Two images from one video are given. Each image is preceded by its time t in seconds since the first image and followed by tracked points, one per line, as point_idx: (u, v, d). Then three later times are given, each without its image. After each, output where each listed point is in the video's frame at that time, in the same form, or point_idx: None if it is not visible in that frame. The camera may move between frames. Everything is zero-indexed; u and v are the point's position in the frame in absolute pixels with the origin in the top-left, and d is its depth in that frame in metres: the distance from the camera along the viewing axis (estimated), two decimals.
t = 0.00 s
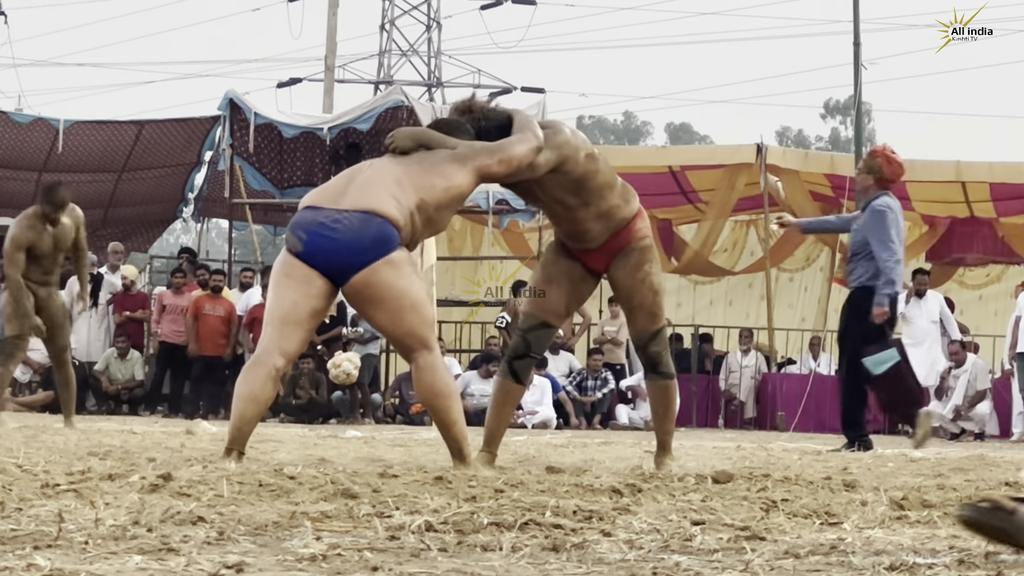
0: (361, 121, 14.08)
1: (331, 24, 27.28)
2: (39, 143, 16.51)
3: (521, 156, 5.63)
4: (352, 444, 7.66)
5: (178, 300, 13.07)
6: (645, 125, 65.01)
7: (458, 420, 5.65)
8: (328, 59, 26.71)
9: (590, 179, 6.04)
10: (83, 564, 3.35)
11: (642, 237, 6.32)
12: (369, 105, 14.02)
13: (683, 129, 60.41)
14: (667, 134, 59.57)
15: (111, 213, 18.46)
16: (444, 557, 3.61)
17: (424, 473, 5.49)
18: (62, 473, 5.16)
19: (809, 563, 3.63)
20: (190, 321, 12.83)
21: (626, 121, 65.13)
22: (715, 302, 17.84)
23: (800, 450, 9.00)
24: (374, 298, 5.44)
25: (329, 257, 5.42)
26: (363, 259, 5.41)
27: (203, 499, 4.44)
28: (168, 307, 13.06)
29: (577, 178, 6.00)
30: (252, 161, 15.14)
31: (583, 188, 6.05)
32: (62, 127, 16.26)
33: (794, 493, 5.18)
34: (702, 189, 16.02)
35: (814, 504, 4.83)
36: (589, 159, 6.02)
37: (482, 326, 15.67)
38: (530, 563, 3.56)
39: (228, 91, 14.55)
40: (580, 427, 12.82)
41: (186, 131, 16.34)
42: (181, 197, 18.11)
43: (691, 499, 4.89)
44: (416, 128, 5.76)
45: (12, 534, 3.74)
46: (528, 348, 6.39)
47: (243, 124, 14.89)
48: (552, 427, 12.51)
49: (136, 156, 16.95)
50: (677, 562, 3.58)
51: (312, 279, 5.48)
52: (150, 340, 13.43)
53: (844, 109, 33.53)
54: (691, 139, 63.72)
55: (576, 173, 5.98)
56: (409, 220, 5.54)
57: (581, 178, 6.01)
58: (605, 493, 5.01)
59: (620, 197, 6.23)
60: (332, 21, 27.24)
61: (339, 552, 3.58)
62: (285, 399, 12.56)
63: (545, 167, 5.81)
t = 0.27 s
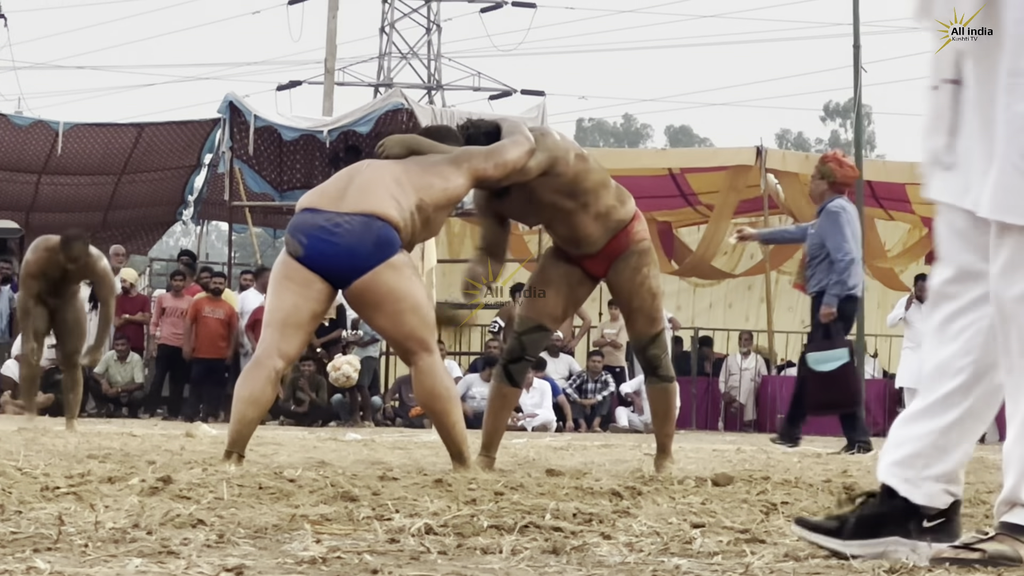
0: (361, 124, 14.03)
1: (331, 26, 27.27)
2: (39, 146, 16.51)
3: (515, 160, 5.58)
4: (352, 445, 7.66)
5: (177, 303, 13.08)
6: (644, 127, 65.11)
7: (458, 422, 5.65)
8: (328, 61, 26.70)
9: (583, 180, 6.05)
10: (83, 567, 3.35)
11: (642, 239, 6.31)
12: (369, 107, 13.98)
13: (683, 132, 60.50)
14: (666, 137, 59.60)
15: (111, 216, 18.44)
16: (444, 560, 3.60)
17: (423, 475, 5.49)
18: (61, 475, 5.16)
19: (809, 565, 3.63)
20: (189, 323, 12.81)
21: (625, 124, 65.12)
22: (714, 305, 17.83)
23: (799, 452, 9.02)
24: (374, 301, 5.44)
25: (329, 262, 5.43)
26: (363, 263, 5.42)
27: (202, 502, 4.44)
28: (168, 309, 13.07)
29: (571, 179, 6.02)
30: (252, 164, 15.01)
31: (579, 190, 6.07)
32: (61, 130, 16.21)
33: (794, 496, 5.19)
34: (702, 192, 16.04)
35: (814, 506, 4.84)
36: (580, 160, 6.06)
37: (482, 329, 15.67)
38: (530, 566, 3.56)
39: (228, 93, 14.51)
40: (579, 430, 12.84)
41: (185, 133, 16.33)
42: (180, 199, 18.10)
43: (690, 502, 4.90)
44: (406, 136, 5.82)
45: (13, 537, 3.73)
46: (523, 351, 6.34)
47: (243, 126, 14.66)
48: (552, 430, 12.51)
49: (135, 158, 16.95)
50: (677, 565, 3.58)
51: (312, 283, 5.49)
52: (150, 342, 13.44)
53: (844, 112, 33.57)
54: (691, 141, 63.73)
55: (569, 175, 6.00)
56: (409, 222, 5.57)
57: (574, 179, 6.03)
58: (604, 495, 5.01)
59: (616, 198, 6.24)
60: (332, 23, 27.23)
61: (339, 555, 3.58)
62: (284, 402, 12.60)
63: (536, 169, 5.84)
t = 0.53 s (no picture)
0: (361, 126, 14.04)
1: (331, 28, 27.28)
2: (39, 149, 16.54)
3: (510, 158, 5.71)
4: (352, 448, 7.66)
5: (178, 306, 13.04)
6: (644, 130, 65.11)
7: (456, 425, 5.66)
8: (328, 64, 26.73)
9: (580, 181, 6.06)
10: (83, 570, 3.35)
11: (641, 240, 6.31)
12: (369, 110, 13.99)
13: (683, 134, 60.54)
14: (665, 139, 59.62)
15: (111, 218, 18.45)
16: (445, 563, 3.61)
17: (423, 478, 5.49)
18: (62, 478, 5.16)
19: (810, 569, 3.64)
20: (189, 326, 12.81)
21: (626, 126, 65.13)
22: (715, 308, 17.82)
23: (799, 455, 9.04)
24: (373, 303, 5.45)
25: (329, 264, 5.43)
26: (363, 265, 5.43)
27: (203, 504, 4.44)
28: (168, 312, 13.04)
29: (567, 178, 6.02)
30: (252, 166, 15.13)
31: (576, 190, 6.06)
32: (62, 132, 16.25)
33: (794, 498, 5.19)
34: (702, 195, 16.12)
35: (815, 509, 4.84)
36: (576, 162, 6.05)
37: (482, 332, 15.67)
38: (531, 568, 3.56)
39: (228, 96, 14.51)
40: (580, 432, 12.83)
41: (186, 136, 16.36)
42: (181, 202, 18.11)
43: (691, 505, 4.90)
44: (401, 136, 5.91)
45: (14, 539, 3.74)
46: (522, 353, 6.35)
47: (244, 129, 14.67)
48: (553, 433, 12.51)
49: (136, 161, 16.97)
50: (678, 568, 3.58)
51: (312, 285, 5.49)
52: (150, 344, 13.44)
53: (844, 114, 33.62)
54: (691, 144, 63.75)
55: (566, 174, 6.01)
56: (407, 221, 5.58)
57: (571, 179, 6.03)
58: (605, 498, 5.01)
59: (615, 200, 6.21)
60: (332, 26, 27.26)
61: (340, 558, 3.58)
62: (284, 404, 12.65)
63: (531, 171, 5.86)
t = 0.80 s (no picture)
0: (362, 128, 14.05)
1: (332, 30, 27.29)
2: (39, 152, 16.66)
3: (501, 149, 5.70)
4: (352, 450, 7.66)
5: (178, 308, 12.99)
6: (644, 131, 65.14)
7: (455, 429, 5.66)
8: (328, 66, 26.74)
9: (569, 189, 5.88)
10: (83, 572, 3.35)
11: (640, 244, 6.06)
12: (369, 112, 14.00)
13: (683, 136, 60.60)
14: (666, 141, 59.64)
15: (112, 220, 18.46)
16: (445, 565, 3.60)
17: (423, 480, 5.49)
18: (62, 480, 5.16)
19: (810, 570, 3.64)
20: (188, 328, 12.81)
21: (625, 128, 65.15)
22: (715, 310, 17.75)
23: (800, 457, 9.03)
24: (370, 307, 5.48)
25: (326, 268, 5.47)
26: (360, 270, 5.48)
27: (203, 507, 4.44)
28: (168, 314, 13.01)
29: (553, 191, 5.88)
30: (253, 169, 15.17)
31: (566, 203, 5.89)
32: (62, 134, 16.40)
33: (794, 500, 5.18)
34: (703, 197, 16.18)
35: (816, 511, 4.84)
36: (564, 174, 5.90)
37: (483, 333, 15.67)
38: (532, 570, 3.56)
39: (227, 98, 14.52)
40: (580, 434, 12.82)
41: (186, 138, 16.39)
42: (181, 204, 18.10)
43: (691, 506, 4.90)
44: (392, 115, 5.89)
45: (14, 542, 3.73)
46: (520, 355, 6.31)
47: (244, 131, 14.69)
48: (553, 434, 12.51)
49: (136, 163, 16.99)
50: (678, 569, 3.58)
51: (309, 290, 5.53)
52: (150, 347, 13.44)
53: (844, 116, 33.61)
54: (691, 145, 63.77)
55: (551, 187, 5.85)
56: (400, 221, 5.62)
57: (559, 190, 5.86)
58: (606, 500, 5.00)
59: (610, 205, 5.99)
60: (332, 27, 27.27)
61: (341, 560, 3.58)
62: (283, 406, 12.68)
63: (516, 174, 5.79)
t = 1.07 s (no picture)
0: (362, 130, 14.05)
1: (332, 30, 27.32)
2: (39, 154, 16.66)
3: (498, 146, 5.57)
4: (353, 451, 7.65)
5: (178, 309, 12.99)
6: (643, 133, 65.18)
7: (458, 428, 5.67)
8: (329, 67, 26.77)
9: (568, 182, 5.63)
10: (83, 573, 3.35)
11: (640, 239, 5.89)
12: (369, 113, 14.01)
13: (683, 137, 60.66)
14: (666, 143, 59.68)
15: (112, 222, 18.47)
16: (445, 566, 3.61)
17: (424, 481, 5.49)
18: (62, 481, 5.16)
19: (811, 570, 3.64)
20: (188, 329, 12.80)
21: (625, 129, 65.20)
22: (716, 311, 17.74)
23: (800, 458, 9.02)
24: (375, 308, 5.44)
25: (331, 268, 5.43)
26: (365, 270, 5.44)
27: (204, 507, 4.44)
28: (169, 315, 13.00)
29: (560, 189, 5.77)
30: (253, 170, 15.18)
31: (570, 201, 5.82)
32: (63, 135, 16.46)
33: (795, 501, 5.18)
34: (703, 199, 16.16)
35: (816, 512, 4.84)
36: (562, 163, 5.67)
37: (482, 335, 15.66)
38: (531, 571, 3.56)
39: (228, 100, 14.54)
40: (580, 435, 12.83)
41: (186, 139, 16.41)
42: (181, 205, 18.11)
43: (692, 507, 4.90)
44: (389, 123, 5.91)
45: (14, 543, 3.74)
46: (519, 359, 6.22)
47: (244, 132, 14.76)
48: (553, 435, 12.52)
49: (136, 164, 17.01)
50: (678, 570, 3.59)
51: (313, 290, 5.47)
52: (150, 348, 13.44)
53: (846, 116, 33.60)
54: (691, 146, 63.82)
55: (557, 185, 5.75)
56: (404, 219, 5.57)
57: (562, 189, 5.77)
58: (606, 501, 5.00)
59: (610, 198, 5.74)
60: (333, 28, 27.30)
61: (340, 561, 3.58)
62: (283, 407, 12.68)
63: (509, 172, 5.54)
